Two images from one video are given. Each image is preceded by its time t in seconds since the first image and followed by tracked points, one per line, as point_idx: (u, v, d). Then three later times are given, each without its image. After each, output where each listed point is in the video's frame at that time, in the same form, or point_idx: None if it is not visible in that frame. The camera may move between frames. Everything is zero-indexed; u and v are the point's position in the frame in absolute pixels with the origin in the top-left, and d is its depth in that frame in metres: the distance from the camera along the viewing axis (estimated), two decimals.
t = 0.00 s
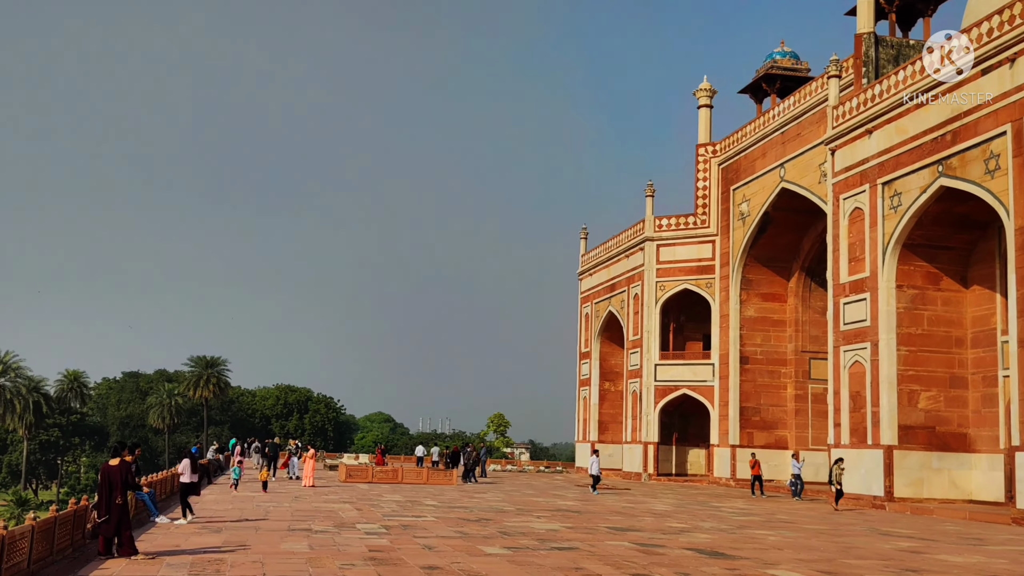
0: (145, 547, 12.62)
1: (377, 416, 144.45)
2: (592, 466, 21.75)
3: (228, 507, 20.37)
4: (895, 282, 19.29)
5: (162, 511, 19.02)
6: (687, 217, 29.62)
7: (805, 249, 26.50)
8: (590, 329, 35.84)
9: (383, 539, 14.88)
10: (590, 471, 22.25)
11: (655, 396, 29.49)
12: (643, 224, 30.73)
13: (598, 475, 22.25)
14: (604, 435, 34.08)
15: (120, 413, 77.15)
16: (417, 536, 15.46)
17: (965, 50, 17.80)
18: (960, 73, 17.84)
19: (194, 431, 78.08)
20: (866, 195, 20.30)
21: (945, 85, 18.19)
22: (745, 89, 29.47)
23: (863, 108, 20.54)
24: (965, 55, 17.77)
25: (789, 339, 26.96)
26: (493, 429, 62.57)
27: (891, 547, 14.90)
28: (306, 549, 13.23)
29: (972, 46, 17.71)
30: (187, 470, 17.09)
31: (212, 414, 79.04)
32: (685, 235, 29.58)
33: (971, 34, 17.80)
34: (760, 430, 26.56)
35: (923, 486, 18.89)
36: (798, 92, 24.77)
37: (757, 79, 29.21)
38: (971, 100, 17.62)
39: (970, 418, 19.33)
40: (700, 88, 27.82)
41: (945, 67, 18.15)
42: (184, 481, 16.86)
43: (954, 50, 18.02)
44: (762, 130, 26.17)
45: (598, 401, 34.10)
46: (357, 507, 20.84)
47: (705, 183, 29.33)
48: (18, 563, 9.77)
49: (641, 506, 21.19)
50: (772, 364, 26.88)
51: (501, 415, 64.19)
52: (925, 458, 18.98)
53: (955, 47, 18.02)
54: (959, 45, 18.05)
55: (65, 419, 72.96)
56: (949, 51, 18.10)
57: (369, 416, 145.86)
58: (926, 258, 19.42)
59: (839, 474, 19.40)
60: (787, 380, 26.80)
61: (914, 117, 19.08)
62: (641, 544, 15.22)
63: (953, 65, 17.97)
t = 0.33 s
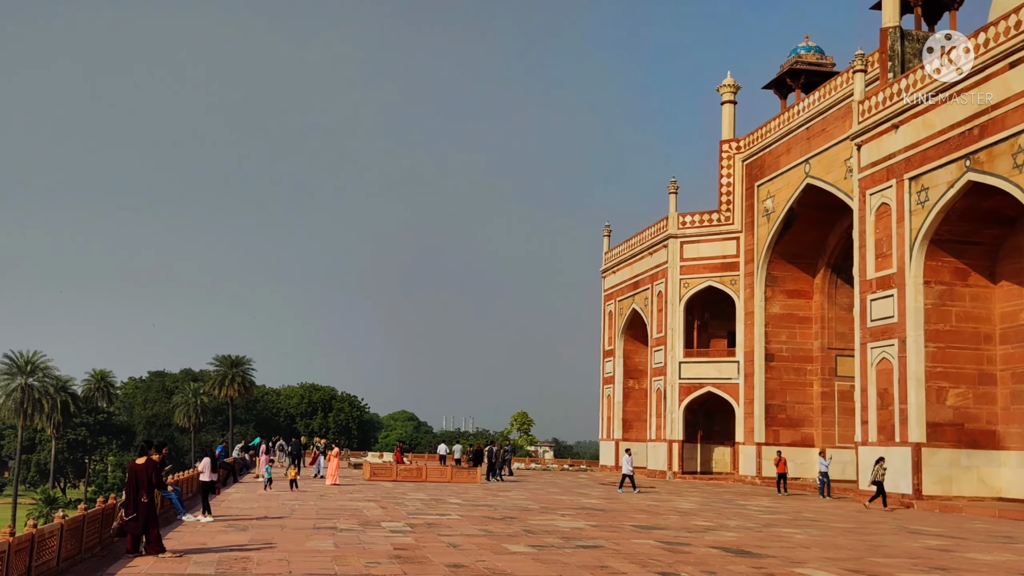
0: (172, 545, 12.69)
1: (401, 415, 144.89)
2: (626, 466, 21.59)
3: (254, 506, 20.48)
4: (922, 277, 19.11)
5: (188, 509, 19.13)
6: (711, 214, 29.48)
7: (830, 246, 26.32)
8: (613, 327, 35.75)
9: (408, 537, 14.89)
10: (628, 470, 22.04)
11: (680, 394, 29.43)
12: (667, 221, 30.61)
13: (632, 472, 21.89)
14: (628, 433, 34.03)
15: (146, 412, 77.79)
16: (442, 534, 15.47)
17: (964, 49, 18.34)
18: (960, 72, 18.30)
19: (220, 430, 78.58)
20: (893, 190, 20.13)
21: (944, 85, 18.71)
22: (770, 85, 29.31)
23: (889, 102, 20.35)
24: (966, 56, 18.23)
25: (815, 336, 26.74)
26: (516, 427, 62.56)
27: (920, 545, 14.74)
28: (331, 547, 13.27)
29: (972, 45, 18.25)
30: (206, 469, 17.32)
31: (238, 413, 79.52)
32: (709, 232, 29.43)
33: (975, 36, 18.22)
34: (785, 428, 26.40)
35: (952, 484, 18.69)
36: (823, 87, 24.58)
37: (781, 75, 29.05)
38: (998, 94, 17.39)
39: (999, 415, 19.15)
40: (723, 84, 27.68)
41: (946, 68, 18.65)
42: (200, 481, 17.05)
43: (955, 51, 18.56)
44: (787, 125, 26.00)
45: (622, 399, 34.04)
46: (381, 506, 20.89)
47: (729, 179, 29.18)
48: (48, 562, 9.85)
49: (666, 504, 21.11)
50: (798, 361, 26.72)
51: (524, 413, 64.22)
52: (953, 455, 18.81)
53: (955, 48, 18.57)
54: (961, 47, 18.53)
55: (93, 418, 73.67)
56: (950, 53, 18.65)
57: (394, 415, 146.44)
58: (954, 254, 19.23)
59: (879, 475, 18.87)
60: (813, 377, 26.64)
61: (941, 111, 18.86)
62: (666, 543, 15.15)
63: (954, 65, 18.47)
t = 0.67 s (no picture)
0: (189, 543, 12.74)
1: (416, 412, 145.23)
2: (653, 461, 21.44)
3: (270, 503, 20.54)
4: (940, 273, 18.98)
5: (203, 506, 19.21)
6: (726, 210, 29.39)
7: (847, 241, 26.20)
8: (628, 324, 35.68)
9: (424, 534, 14.90)
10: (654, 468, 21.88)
11: (695, 390, 29.38)
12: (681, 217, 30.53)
13: (657, 470, 21.71)
14: (644, 430, 33.99)
15: (163, 411, 78.14)
16: (457, 531, 15.47)
17: (964, 49, 18.58)
18: (959, 73, 18.63)
19: (235, 428, 78.85)
20: (910, 185, 20.00)
21: (945, 85, 19.00)
22: (785, 80, 29.19)
23: (905, 96, 20.23)
24: (966, 57, 18.52)
25: (831, 332, 26.63)
26: (531, 424, 62.56)
27: (938, 542, 14.64)
28: (347, 545, 13.28)
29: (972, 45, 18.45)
30: (218, 465, 17.33)
31: (253, 411, 79.76)
32: (724, 228, 29.35)
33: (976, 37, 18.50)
34: (802, 425, 26.28)
35: (971, 480, 18.57)
36: (839, 81, 24.45)
37: (796, 70, 28.92)
38: (1015, 87, 17.23)
39: (1018, 411, 18.98)
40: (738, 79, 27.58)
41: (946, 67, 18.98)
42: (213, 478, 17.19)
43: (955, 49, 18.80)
44: (802, 120, 25.88)
45: (637, 396, 33.98)
46: (397, 503, 20.91)
47: (744, 175, 29.08)
48: (67, 559, 9.93)
49: (682, 501, 21.04)
50: (814, 358, 26.58)
51: (539, 410, 64.37)
52: (972, 451, 18.68)
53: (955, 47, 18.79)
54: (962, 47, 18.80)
55: (109, 417, 74.04)
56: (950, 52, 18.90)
57: (409, 412, 146.83)
58: (972, 249, 19.11)
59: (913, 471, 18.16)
60: (830, 373, 26.52)
61: (958, 105, 18.71)
62: (682, 540, 15.10)
63: (954, 66, 18.77)
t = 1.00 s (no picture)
0: (192, 542, 12.72)
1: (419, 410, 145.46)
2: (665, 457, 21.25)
3: (273, 501, 20.55)
4: (942, 268, 18.95)
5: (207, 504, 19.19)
6: (729, 206, 29.37)
7: (849, 237, 26.18)
8: (631, 321, 35.68)
9: (426, 532, 14.89)
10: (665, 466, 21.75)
11: (698, 387, 29.40)
12: (684, 214, 30.52)
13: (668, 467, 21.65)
14: (646, 427, 33.99)
15: (166, 409, 78.22)
16: (460, 529, 15.46)
17: (965, 50, 18.63)
18: (960, 73, 18.63)
19: (238, 427, 78.94)
20: (912, 180, 19.98)
21: (945, 84, 19.03)
22: (787, 76, 29.13)
23: (907, 92, 20.19)
24: (965, 57, 18.54)
25: (834, 328, 26.60)
26: (534, 421, 62.55)
27: (941, 538, 14.61)
28: (350, 543, 13.28)
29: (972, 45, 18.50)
30: (213, 464, 17.22)
31: (257, 410, 79.85)
32: (726, 224, 29.33)
33: (976, 36, 18.49)
34: (805, 421, 26.25)
35: (974, 476, 18.56)
36: (840, 77, 24.42)
37: (798, 66, 28.88)
38: (1017, 82, 17.16)
39: (1020, 407, 18.94)
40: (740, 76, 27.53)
41: (945, 67, 19.00)
42: (208, 478, 17.21)
43: (955, 50, 18.86)
44: (804, 116, 25.84)
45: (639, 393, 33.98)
46: (399, 501, 20.90)
47: (745, 171, 29.06)
48: (70, 558, 9.92)
49: (685, 498, 21.03)
50: (816, 354, 26.55)
51: (542, 408, 64.49)
52: (975, 447, 18.66)
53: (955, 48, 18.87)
54: (961, 46, 18.82)
55: (112, 415, 74.09)
56: (949, 53, 18.95)
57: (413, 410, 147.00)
58: (975, 245, 19.08)
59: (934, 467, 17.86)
60: (833, 370, 26.48)
61: (961, 101, 18.66)
62: (685, 537, 15.08)
63: (954, 66, 18.78)
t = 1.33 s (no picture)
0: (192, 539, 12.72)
1: (420, 407, 145.50)
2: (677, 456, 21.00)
3: (273, 498, 20.57)
4: (942, 266, 18.95)
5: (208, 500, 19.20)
6: (729, 203, 29.36)
7: (849, 234, 26.19)
8: (631, 318, 35.69)
9: (426, 529, 14.90)
10: (673, 463, 21.66)
11: (698, 384, 29.40)
12: (684, 211, 30.51)
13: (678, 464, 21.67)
14: (647, 424, 34.00)
15: (166, 407, 78.26)
16: (460, 526, 15.46)
17: (964, 49, 18.63)
18: (960, 73, 18.64)
19: (239, 424, 78.99)
20: (912, 177, 19.97)
21: (945, 82, 19.02)
22: (787, 74, 29.14)
23: (907, 88, 20.17)
24: (966, 57, 18.52)
25: (834, 325, 26.60)
26: (534, 418, 62.55)
27: (941, 535, 14.61)
28: (350, 540, 13.28)
29: (971, 45, 18.49)
30: (207, 460, 16.16)
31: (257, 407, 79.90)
32: (726, 221, 29.32)
33: (976, 35, 18.47)
34: (805, 418, 26.27)
35: (974, 474, 18.56)
36: (840, 74, 24.39)
37: (798, 63, 28.89)
38: (1017, 79, 17.13)
39: (1021, 404, 18.93)
40: (740, 72, 27.49)
41: (945, 67, 19.01)
42: (204, 474, 16.35)
43: (954, 50, 18.87)
44: (804, 114, 25.84)
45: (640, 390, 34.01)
46: (400, 498, 20.91)
47: (745, 168, 29.03)
48: (69, 555, 9.94)
49: (685, 495, 21.05)
50: (816, 351, 26.56)
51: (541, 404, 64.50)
52: (975, 444, 18.67)
53: (954, 48, 18.88)
54: (961, 44, 18.81)
55: (112, 413, 74.12)
56: (949, 53, 18.96)
57: (413, 407, 147.10)
58: (975, 242, 19.08)
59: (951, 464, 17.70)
60: (833, 367, 26.48)
61: (961, 98, 18.64)
62: (685, 534, 15.09)
63: (954, 65, 18.77)
